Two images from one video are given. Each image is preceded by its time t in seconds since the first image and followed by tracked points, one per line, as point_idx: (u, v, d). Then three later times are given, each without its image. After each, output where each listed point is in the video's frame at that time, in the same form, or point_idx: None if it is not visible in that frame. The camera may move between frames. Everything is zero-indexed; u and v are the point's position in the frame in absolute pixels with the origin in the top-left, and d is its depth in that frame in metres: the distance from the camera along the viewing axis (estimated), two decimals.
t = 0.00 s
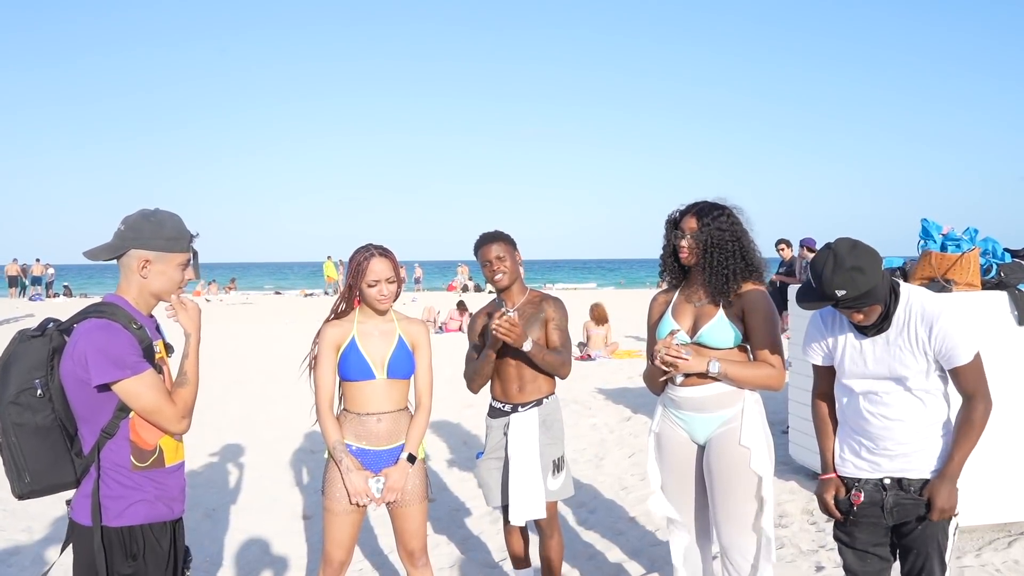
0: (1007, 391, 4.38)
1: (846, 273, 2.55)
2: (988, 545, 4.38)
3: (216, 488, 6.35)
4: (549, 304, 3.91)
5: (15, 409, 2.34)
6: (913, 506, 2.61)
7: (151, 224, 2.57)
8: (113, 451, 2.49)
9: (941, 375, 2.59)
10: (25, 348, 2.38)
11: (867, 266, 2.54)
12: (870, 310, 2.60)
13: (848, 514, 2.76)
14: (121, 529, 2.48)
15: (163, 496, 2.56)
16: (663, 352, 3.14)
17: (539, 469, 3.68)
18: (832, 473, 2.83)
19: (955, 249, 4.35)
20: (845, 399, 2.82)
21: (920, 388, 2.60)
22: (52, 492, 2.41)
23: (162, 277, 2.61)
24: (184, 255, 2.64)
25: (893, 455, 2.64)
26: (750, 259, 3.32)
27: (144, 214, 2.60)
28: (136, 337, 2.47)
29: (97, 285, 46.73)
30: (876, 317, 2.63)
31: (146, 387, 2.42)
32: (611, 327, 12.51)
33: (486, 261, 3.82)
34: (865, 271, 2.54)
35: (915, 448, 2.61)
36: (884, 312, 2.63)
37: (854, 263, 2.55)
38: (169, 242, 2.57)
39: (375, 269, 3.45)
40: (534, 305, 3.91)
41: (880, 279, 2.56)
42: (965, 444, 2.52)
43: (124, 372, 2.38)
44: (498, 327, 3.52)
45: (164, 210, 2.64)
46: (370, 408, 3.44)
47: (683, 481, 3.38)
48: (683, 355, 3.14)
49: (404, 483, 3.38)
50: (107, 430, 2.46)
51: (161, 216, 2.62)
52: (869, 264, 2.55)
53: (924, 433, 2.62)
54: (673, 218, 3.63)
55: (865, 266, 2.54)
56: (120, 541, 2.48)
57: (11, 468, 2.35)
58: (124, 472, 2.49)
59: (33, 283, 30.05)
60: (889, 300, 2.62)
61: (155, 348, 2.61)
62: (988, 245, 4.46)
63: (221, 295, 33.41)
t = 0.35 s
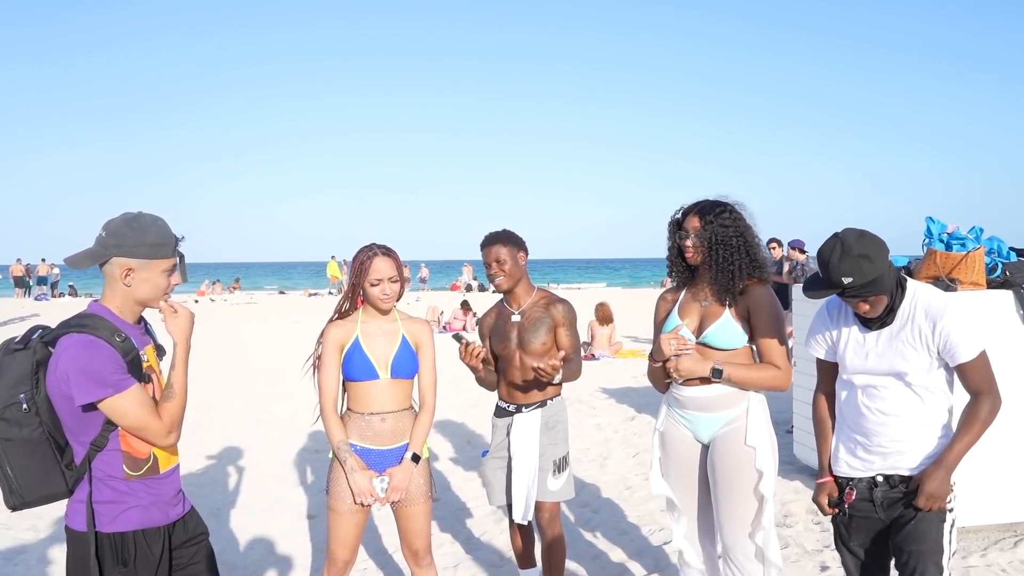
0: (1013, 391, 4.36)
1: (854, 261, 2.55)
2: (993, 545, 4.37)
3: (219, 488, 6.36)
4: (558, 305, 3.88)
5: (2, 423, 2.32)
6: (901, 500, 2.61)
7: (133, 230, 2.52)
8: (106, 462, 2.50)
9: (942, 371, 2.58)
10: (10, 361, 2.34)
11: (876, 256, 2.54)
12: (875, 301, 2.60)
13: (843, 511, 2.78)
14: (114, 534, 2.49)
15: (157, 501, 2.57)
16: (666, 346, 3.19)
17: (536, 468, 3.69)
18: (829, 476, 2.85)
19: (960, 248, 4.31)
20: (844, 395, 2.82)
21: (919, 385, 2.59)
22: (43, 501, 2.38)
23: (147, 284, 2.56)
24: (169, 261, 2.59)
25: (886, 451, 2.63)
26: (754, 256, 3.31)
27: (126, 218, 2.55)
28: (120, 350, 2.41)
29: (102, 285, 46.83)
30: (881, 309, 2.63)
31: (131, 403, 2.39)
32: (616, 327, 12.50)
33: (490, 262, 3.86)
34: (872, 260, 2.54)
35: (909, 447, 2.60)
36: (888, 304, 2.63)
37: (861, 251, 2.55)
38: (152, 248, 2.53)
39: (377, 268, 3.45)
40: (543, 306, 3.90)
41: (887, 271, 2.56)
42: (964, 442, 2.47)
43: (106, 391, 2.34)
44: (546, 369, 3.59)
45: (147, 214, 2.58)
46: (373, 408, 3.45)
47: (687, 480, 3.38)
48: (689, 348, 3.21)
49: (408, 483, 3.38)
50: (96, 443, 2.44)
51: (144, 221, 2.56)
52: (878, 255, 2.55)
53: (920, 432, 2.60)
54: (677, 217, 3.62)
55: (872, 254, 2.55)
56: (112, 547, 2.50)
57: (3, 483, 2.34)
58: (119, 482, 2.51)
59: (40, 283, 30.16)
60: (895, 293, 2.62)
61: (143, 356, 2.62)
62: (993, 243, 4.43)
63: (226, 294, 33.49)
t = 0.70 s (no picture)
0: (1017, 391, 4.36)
1: (908, 230, 2.47)
2: (997, 546, 4.35)
3: (222, 489, 6.37)
4: (570, 309, 3.86)
5: (9, 430, 2.31)
6: (918, 522, 2.51)
7: (132, 235, 2.52)
8: (115, 465, 2.50)
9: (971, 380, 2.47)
10: (15, 368, 2.35)
11: (931, 232, 2.46)
12: (919, 281, 2.49)
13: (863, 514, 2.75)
14: (123, 537, 2.50)
15: (168, 504, 2.58)
16: (666, 351, 3.12)
17: (547, 481, 3.68)
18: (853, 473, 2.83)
19: (963, 248, 4.32)
20: (876, 396, 2.76)
21: (945, 390, 2.50)
22: (57, 508, 2.39)
23: (146, 288, 2.56)
24: (170, 265, 2.59)
25: (907, 457, 2.56)
26: (756, 254, 3.31)
27: (125, 222, 2.55)
28: (121, 353, 2.43)
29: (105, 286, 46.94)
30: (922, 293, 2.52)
31: (133, 405, 2.39)
32: (618, 328, 12.50)
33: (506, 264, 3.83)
34: (926, 234, 2.46)
35: (931, 455, 2.50)
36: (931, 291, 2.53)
37: (918, 222, 2.47)
38: (150, 252, 2.52)
39: (379, 269, 3.46)
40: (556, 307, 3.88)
41: (938, 251, 2.47)
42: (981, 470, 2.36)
43: (106, 396, 2.35)
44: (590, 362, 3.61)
45: (147, 217, 2.59)
46: (377, 408, 3.45)
47: (688, 480, 3.38)
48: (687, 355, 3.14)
49: (411, 483, 3.38)
50: (103, 448, 2.46)
51: (144, 225, 2.56)
52: (933, 232, 2.47)
53: (942, 441, 2.49)
54: (677, 219, 3.62)
55: (929, 229, 2.47)
56: (122, 548, 2.51)
57: (15, 490, 2.35)
58: (128, 484, 2.51)
59: (43, 284, 30.27)
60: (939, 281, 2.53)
61: (145, 359, 2.62)
62: (996, 244, 4.43)
63: (229, 295, 33.55)
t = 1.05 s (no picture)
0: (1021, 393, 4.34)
1: (965, 207, 2.32)
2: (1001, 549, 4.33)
3: (225, 488, 6.39)
4: (590, 313, 3.81)
5: (15, 431, 2.33)
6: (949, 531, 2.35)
7: (133, 235, 2.53)
8: (121, 465, 2.50)
9: (1007, 388, 2.28)
10: (20, 368, 2.36)
11: (988, 216, 2.32)
12: (960, 266, 2.33)
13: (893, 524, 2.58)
14: (129, 537, 2.50)
15: (173, 504, 2.59)
16: (664, 349, 3.16)
17: (564, 485, 3.66)
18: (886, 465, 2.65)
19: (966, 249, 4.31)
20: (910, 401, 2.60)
21: (978, 397, 2.32)
22: (63, 507, 2.40)
23: (148, 288, 2.57)
24: (171, 264, 2.60)
25: (938, 468, 2.41)
26: (755, 255, 3.32)
27: (127, 223, 2.56)
28: (127, 353, 2.43)
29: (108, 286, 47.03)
30: (960, 281, 2.35)
31: (140, 406, 2.40)
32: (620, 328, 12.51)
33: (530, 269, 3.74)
34: (983, 216, 2.31)
35: (963, 467, 2.35)
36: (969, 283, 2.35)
37: (980, 205, 2.32)
38: (152, 251, 2.53)
39: (382, 269, 3.46)
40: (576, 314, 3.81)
41: (990, 239, 2.32)
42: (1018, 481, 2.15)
43: (112, 395, 2.35)
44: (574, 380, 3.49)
45: (148, 217, 2.59)
46: (380, 408, 3.46)
47: (687, 480, 3.38)
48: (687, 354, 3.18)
49: (413, 484, 3.39)
50: (109, 447, 2.46)
51: (145, 225, 2.56)
52: (990, 218, 2.32)
53: (974, 452, 2.33)
54: (677, 221, 3.63)
55: (988, 214, 2.32)
56: (128, 548, 2.51)
57: (20, 490, 2.36)
58: (135, 484, 2.52)
59: (47, 284, 30.39)
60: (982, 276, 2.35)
61: (150, 360, 2.63)
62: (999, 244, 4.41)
63: (233, 295, 33.65)
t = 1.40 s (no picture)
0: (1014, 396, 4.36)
1: (973, 195, 2.42)
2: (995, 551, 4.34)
3: (219, 491, 6.38)
4: (592, 319, 3.83)
5: (5, 430, 2.32)
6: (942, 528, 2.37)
7: (126, 239, 2.52)
8: (110, 466, 2.50)
9: (1006, 392, 2.28)
10: (12, 368, 2.35)
11: (994, 207, 2.39)
12: (959, 249, 2.37)
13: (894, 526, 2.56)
14: (116, 538, 2.49)
15: (161, 505, 2.58)
16: (655, 352, 3.19)
17: (564, 491, 3.67)
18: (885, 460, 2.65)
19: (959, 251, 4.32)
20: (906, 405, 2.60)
21: (975, 401, 2.33)
22: (49, 509, 2.39)
23: (141, 291, 2.56)
24: (164, 268, 2.59)
25: (934, 473, 2.41)
26: (750, 257, 3.33)
27: (120, 227, 2.55)
28: (120, 356, 2.43)
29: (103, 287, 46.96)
30: (958, 265, 2.38)
31: (130, 409, 2.39)
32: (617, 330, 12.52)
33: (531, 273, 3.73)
34: (989, 205, 2.39)
35: (959, 472, 2.35)
36: (969, 271, 2.38)
37: (984, 194, 2.41)
38: (144, 256, 2.53)
39: (377, 271, 3.46)
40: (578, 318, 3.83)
41: (993, 229, 2.38)
42: (1004, 480, 2.18)
43: (103, 398, 2.35)
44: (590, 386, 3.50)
45: (140, 220, 2.59)
46: (374, 410, 3.45)
47: (685, 482, 3.38)
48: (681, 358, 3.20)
49: (408, 486, 3.38)
50: (98, 449, 2.45)
51: (139, 228, 2.56)
52: (996, 210, 2.39)
53: (971, 456, 2.33)
54: (672, 224, 3.64)
55: (993, 204, 2.39)
56: (116, 549, 2.50)
57: (7, 490, 2.35)
58: (123, 485, 2.51)
59: (42, 285, 30.29)
60: (983, 268, 2.37)
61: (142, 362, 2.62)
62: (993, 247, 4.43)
63: (228, 297, 33.55)
